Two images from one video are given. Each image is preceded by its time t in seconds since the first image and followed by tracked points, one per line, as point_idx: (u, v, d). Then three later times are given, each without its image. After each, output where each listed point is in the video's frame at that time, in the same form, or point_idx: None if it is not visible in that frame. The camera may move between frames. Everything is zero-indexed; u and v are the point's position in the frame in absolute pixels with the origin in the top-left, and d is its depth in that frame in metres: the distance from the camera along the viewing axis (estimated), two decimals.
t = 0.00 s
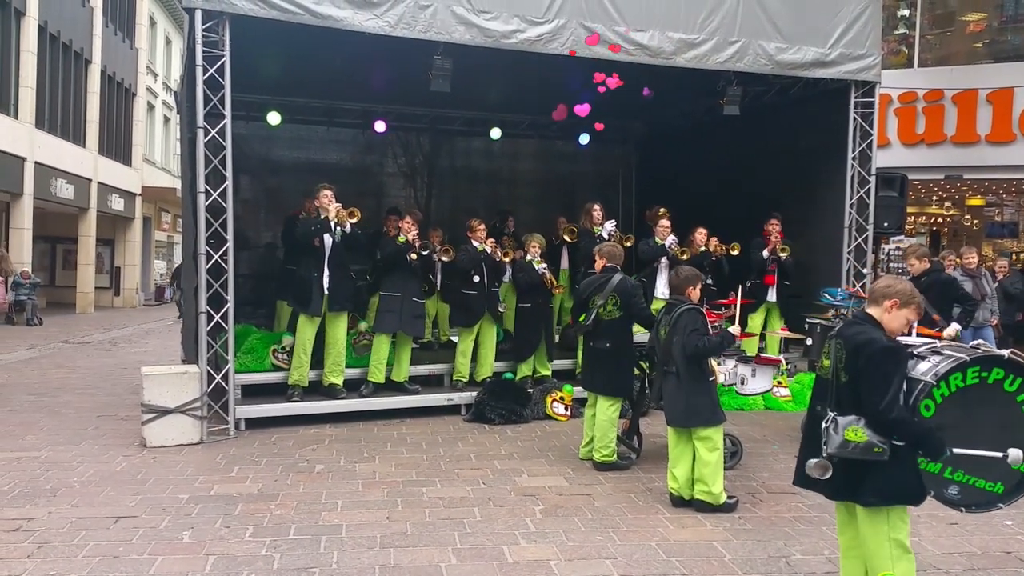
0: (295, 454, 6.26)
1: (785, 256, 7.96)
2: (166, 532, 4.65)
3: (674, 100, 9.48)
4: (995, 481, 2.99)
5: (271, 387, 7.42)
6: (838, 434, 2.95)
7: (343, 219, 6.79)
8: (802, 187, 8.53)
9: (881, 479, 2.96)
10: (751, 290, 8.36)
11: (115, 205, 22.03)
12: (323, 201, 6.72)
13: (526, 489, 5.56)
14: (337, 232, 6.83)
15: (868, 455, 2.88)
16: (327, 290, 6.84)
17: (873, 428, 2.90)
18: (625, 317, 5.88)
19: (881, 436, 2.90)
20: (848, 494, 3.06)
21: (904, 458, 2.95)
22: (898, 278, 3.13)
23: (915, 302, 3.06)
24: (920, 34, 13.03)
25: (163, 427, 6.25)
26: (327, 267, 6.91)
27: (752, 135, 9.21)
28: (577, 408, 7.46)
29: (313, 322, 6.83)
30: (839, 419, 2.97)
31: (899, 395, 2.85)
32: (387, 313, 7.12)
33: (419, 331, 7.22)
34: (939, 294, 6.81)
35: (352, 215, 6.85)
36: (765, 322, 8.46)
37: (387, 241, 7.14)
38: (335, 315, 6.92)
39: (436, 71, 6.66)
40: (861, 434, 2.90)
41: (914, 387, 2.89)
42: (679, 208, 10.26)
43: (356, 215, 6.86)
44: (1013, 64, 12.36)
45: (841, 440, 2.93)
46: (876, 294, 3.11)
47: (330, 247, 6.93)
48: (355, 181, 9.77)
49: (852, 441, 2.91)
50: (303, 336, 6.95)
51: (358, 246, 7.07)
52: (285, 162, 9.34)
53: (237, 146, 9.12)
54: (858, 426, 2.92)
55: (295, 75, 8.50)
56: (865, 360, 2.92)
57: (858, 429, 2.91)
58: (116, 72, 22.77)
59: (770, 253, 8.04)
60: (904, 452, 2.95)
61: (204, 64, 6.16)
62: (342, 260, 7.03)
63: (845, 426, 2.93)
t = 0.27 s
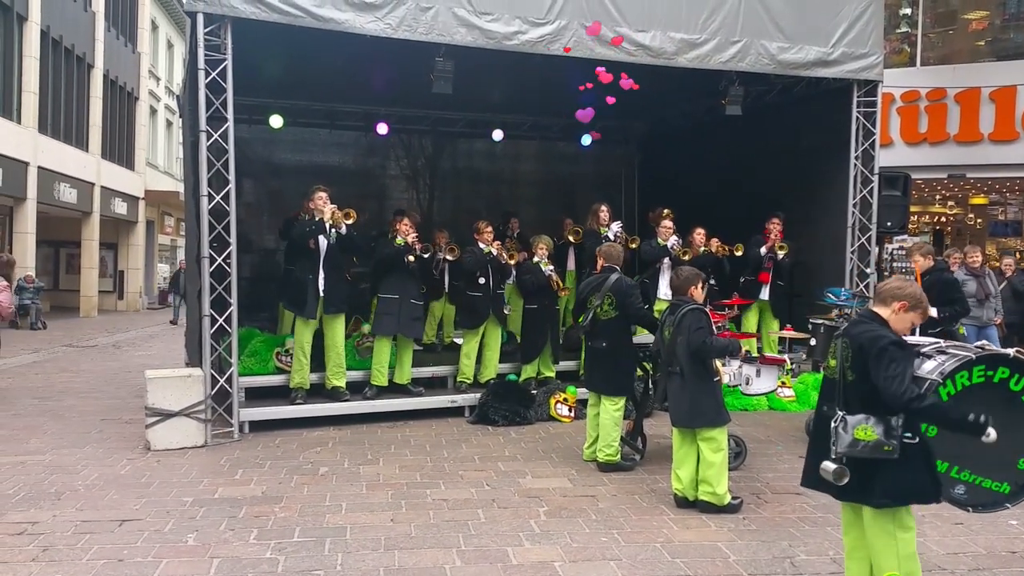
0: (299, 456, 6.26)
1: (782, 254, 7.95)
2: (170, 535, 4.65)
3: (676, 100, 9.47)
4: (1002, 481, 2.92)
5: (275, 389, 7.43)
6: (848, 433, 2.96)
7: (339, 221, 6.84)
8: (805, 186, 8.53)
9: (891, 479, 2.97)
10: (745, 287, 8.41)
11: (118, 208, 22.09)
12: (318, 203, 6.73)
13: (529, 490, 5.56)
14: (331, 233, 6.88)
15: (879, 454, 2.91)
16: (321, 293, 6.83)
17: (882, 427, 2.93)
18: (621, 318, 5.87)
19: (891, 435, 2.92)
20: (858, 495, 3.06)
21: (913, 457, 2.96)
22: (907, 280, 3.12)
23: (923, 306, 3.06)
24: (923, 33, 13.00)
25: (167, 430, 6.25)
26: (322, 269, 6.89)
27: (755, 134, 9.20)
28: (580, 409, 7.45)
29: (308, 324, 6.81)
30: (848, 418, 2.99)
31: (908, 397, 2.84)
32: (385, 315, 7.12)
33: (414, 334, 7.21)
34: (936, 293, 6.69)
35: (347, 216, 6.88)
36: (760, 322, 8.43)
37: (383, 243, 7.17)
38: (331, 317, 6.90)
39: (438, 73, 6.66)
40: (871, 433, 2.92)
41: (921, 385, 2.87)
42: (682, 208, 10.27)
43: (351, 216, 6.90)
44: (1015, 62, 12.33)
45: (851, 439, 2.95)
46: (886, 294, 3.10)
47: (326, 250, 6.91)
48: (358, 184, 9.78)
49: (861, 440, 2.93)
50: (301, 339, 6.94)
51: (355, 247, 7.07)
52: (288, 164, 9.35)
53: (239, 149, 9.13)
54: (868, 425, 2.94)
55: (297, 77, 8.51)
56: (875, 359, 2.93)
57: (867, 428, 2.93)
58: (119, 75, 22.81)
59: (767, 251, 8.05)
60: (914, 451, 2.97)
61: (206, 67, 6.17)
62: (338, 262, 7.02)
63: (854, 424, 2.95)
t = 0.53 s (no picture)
0: (302, 457, 6.26)
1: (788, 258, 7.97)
2: (173, 536, 4.66)
3: (679, 100, 9.46)
4: (1003, 481, 2.95)
5: (277, 390, 7.43)
6: (852, 430, 2.94)
7: (333, 222, 6.80)
8: (807, 187, 8.52)
9: (896, 477, 2.96)
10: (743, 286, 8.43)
11: (120, 209, 22.10)
12: (311, 204, 6.64)
13: (532, 491, 5.56)
14: (326, 234, 6.81)
15: (883, 452, 2.89)
16: (318, 293, 6.83)
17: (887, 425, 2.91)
18: (615, 318, 5.90)
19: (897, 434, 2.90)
20: (863, 493, 3.06)
21: (918, 456, 2.95)
22: (911, 279, 3.13)
23: (928, 305, 3.07)
24: (925, 33, 13.00)
25: (169, 431, 6.26)
26: (318, 270, 6.87)
27: (757, 135, 9.19)
28: (583, 410, 7.45)
29: (302, 327, 6.78)
30: (853, 416, 2.98)
31: (913, 393, 2.84)
32: (382, 317, 7.13)
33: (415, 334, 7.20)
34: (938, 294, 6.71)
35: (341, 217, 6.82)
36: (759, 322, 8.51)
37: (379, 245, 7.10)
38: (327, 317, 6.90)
39: (440, 74, 6.66)
40: (877, 431, 2.90)
41: (926, 386, 2.85)
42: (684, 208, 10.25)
43: (346, 218, 6.85)
44: (1017, 62, 12.33)
45: (855, 435, 2.93)
46: (891, 292, 3.10)
47: (321, 249, 6.90)
48: (360, 184, 9.78)
49: (866, 437, 2.91)
50: (298, 340, 6.94)
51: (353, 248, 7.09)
52: (290, 165, 9.36)
53: (241, 150, 9.14)
54: (873, 423, 2.92)
55: (299, 78, 8.51)
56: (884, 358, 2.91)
57: (871, 426, 2.91)
58: (121, 76, 22.82)
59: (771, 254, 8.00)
60: (918, 449, 2.96)
61: (208, 68, 6.16)
62: (333, 262, 7.03)
63: (859, 422, 2.94)
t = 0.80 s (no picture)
0: (303, 457, 6.26)
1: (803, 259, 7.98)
2: (174, 535, 4.66)
3: (681, 100, 9.45)
4: (1002, 486, 3.00)
5: (278, 390, 7.43)
6: (849, 432, 2.93)
7: (330, 221, 6.90)
8: (809, 188, 8.52)
9: (892, 481, 2.95)
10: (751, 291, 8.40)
11: (122, 207, 22.09)
12: (307, 203, 6.78)
13: (533, 492, 5.56)
14: (322, 233, 6.86)
15: (880, 455, 2.87)
16: (315, 293, 6.82)
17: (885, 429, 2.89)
18: (612, 319, 5.89)
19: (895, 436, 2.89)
20: (860, 496, 3.05)
21: (916, 460, 2.94)
22: (914, 280, 3.12)
23: (931, 305, 3.06)
24: (928, 35, 12.99)
25: (170, 430, 6.26)
26: (315, 270, 6.86)
27: (759, 135, 9.18)
28: (584, 410, 7.45)
29: (301, 326, 6.78)
30: (852, 418, 2.96)
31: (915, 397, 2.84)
32: (374, 319, 7.12)
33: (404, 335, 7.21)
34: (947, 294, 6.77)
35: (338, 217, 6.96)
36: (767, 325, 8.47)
37: (370, 247, 7.08)
38: (325, 316, 6.90)
39: (443, 74, 6.66)
40: (874, 434, 2.89)
41: (927, 388, 2.89)
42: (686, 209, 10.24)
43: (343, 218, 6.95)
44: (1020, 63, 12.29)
45: (853, 438, 2.91)
46: (893, 295, 3.09)
47: (317, 248, 6.88)
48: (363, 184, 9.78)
49: (864, 440, 2.89)
50: (297, 341, 6.94)
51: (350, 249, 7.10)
52: (292, 165, 9.36)
53: (243, 149, 9.14)
54: (871, 426, 2.90)
55: (301, 77, 8.51)
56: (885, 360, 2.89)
57: (870, 429, 2.90)
58: (123, 75, 22.81)
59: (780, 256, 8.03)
60: (917, 453, 2.94)
61: (211, 67, 6.16)
62: (329, 261, 7.01)
63: (858, 425, 2.92)
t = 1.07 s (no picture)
0: (302, 457, 6.26)
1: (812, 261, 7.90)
2: (172, 535, 4.65)
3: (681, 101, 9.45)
4: (1001, 489, 3.02)
5: (278, 389, 7.43)
6: (852, 435, 2.92)
7: (329, 222, 6.88)
8: (809, 189, 8.53)
9: (893, 483, 2.95)
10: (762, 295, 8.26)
11: (121, 206, 22.09)
12: (305, 203, 6.76)
13: (533, 492, 5.56)
14: (321, 234, 6.85)
15: (881, 457, 2.86)
16: (315, 293, 6.83)
17: (887, 430, 2.88)
18: (610, 320, 5.89)
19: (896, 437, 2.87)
20: (862, 497, 3.05)
21: (917, 462, 2.94)
22: (913, 280, 3.12)
23: (930, 306, 3.06)
24: (928, 36, 13.01)
25: (169, 430, 6.26)
26: (313, 270, 6.86)
27: (759, 137, 9.19)
28: (583, 411, 7.45)
29: (300, 326, 6.78)
30: (853, 420, 2.95)
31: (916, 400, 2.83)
32: (371, 320, 7.13)
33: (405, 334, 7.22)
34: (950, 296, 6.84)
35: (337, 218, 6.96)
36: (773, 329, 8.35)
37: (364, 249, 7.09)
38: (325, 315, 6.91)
39: (443, 74, 6.67)
40: (876, 435, 2.87)
41: (926, 390, 2.89)
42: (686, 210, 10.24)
43: (342, 219, 6.96)
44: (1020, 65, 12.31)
45: (855, 440, 2.90)
46: (893, 295, 3.09)
47: (317, 247, 6.87)
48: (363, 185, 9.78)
49: (866, 442, 2.88)
50: (296, 341, 6.94)
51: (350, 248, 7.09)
52: (292, 165, 9.36)
53: (243, 149, 9.14)
54: (872, 427, 2.89)
55: (302, 77, 8.52)
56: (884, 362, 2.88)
57: (871, 430, 2.88)
58: (123, 74, 22.80)
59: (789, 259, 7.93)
60: (918, 455, 2.94)
61: (211, 67, 6.16)
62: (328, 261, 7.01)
63: (859, 427, 2.91)
